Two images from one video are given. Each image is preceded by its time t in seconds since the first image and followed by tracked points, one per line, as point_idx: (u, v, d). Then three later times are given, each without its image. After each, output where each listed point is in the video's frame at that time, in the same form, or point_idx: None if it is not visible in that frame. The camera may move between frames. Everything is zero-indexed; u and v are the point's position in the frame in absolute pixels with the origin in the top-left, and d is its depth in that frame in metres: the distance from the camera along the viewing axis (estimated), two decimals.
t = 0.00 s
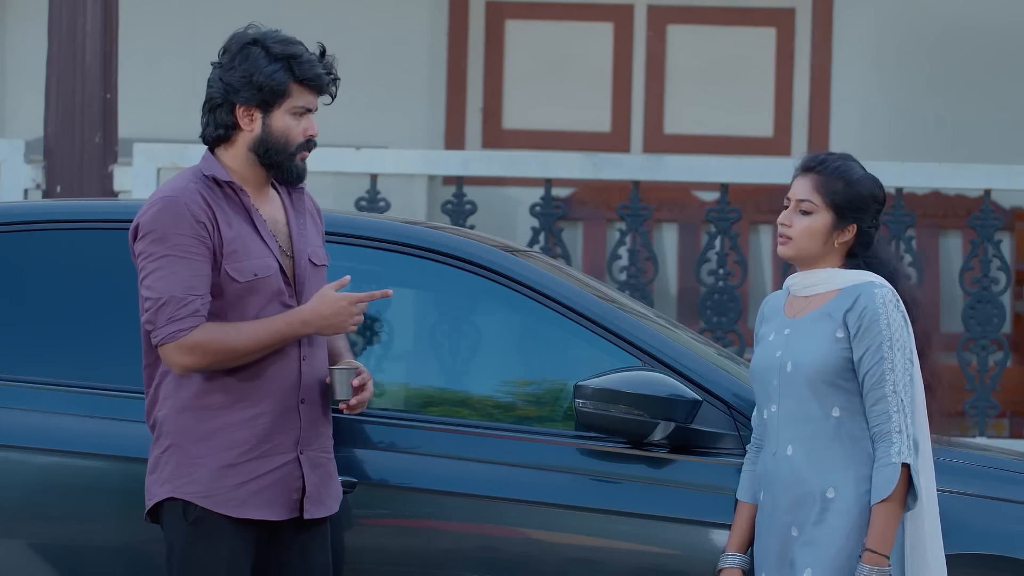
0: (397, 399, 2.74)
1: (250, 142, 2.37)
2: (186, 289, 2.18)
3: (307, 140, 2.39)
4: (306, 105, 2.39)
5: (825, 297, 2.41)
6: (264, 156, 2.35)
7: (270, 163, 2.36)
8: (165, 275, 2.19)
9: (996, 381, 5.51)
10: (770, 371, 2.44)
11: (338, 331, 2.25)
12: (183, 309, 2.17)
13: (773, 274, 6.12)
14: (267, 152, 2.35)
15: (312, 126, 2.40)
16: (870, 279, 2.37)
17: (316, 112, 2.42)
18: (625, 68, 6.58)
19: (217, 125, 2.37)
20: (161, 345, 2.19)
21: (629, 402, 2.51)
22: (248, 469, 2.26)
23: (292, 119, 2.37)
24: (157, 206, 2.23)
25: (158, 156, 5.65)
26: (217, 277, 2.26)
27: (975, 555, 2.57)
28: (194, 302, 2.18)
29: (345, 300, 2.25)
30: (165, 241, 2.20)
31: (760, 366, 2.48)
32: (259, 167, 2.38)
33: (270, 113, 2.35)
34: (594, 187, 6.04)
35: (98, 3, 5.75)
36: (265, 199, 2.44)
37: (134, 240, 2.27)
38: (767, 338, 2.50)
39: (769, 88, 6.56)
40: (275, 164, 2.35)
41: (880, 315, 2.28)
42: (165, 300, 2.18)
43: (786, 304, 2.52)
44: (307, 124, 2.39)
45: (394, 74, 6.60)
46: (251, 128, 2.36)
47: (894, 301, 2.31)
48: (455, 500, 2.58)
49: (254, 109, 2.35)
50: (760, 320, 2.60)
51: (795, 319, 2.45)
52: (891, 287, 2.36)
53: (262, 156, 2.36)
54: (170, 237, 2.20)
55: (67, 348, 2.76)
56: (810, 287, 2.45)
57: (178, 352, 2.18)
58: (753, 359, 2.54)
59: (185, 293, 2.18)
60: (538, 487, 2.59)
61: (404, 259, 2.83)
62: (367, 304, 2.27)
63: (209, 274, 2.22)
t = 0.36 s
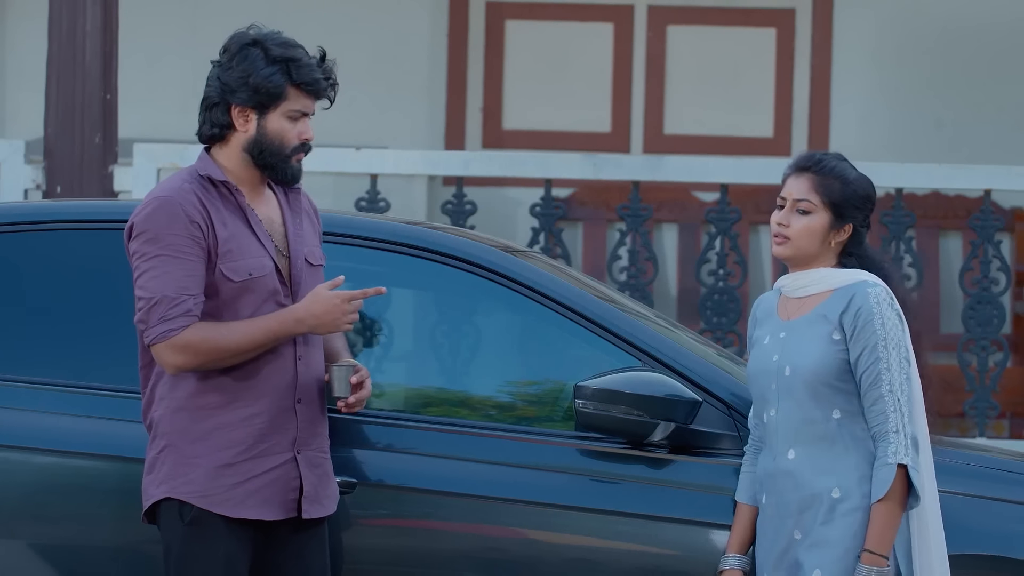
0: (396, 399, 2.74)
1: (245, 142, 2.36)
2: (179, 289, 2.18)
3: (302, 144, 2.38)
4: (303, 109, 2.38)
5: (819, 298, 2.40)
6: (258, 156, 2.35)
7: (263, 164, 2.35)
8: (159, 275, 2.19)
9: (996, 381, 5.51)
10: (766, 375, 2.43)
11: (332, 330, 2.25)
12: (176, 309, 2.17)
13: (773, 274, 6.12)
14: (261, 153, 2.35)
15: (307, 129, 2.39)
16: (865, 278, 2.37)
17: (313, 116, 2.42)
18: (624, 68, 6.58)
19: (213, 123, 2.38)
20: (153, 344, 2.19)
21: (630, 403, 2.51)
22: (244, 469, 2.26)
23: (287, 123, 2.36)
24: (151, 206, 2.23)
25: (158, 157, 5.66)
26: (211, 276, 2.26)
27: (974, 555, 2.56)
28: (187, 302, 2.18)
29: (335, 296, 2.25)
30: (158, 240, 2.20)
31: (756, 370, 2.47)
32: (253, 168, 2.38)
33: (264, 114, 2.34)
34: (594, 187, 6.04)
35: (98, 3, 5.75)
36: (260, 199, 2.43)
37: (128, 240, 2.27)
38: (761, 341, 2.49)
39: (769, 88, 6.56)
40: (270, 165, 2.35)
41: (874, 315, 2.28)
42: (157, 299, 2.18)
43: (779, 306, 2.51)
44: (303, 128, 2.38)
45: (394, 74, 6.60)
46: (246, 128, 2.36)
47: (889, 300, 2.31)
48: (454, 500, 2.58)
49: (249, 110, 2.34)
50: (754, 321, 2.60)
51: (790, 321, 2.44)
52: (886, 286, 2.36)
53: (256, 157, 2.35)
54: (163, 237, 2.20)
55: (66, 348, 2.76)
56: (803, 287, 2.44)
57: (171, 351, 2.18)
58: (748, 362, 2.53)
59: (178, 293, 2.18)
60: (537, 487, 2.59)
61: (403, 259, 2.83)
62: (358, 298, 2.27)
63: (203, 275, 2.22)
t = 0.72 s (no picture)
0: (396, 405, 2.74)
1: (227, 155, 2.36)
2: (145, 294, 2.19)
3: (285, 158, 2.36)
4: (286, 125, 2.35)
5: (824, 305, 2.39)
6: (239, 169, 2.34)
7: (245, 177, 2.35)
8: (129, 279, 2.19)
9: (996, 387, 5.51)
10: (768, 382, 2.42)
11: (300, 352, 2.23)
12: (138, 314, 2.18)
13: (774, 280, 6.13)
14: (240, 166, 2.34)
15: (292, 145, 2.37)
16: (868, 286, 2.36)
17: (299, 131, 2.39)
18: (625, 73, 6.59)
19: (199, 132, 2.39)
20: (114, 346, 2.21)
21: (630, 409, 2.50)
22: (235, 475, 2.26)
23: (270, 138, 2.35)
24: (133, 210, 2.25)
25: (158, 162, 5.67)
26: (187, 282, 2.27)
27: (973, 561, 2.56)
28: (151, 309, 2.19)
29: (301, 318, 2.23)
30: (133, 244, 2.21)
31: (758, 376, 2.46)
32: (236, 179, 2.37)
33: (246, 128, 2.33)
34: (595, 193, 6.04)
35: (99, 8, 5.76)
36: (248, 205, 2.43)
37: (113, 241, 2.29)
38: (764, 346, 2.48)
39: (769, 93, 6.56)
40: (252, 178, 2.34)
41: (878, 327, 2.27)
42: (123, 302, 2.19)
43: (783, 311, 2.50)
44: (287, 143, 2.36)
45: (394, 79, 6.61)
46: (229, 140, 2.35)
47: (893, 312, 2.30)
48: (454, 505, 2.58)
49: (231, 125, 2.34)
50: (755, 327, 2.58)
51: (795, 327, 2.43)
52: (891, 296, 2.35)
53: (238, 169, 2.35)
54: (139, 241, 2.21)
55: (66, 353, 2.76)
56: (808, 294, 2.43)
57: (134, 356, 2.19)
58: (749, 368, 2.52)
59: (143, 298, 2.18)
60: (538, 493, 2.59)
61: (404, 265, 2.83)
62: (329, 321, 2.24)
63: (176, 281, 2.22)
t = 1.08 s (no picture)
0: (396, 405, 2.74)
1: (203, 155, 2.36)
2: (113, 299, 2.20)
3: (261, 165, 2.33)
4: (259, 132, 2.32)
5: (847, 308, 2.38)
6: (213, 171, 2.33)
7: (218, 178, 2.34)
8: (99, 284, 2.21)
9: (996, 387, 5.50)
10: (787, 380, 2.38)
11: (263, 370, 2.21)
12: (105, 318, 2.19)
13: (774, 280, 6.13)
14: (214, 167, 2.33)
15: (265, 152, 2.34)
16: (895, 292, 2.36)
17: (276, 139, 2.35)
18: (625, 73, 6.58)
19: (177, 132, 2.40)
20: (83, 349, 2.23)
21: (630, 409, 2.50)
22: (217, 477, 2.26)
23: (241, 143, 2.32)
24: (106, 215, 2.26)
25: (158, 162, 5.67)
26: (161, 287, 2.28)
27: (973, 560, 2.56)
28: (117, 314, 2.19)
29: (266, 335, 2.21)
30: (105, 249, 2.22)
31: (772, 373, 2.42)
32: (213, 181, 2.37)
33: (217, 130, 2.32)
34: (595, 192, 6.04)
35: (99, 8, 5.76)
36: (226, 207, 2.42)
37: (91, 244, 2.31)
38: (776, 342, 2.45)
39: (769, 92, 6.56)
40: (224, 181, 2.33)
41: (914, 334, 2.28)
42: (92, 307, 2.21)
43: (795, 307, 2.47)
44: (260, 150, 2.33)
45: (394, 79, 6.61)
46: (204, 140, 2.35)
47: (924, 321, 2.32)
48: (454, 505, 2.58)
49: (205, 126, 2.33)
50: (757, 319, 2.54)
51: (814, 326, 2.40)
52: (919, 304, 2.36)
53: (211, 170, 2.34)
54: (111, 246, 2.22)
55: (64, 353, 2.76)
56: (830, 294, 2.41)
57: (99, 360, 2.20)
58: (758, 364, 2.49)
59: (111, 303, 2.19)
60: (539, 493, 2.59)
61: (404, 264, 2.83)
62: (292, 341, 2.22)
63: (146, 286, 2.23)
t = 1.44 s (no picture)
0: (396, 405, 2.74)
1: (204, 146, 2.37)
2: (99, 296, 2.21)
3: (262, 154, 2.35)
4: (262, 118, 2.34)
5: (870, 315, 2.41)
6: (213, 161, 2.34)
7: (218, 169, 2.34)
8: (87, 280, 2.23)
9: (996, 387, 5.51)
10: (807, 383, 2.39)
11: (244, 385, 2.21)
12: (89, 315, 2.21)
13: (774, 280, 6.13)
14: (216, 158, 2.34)
15: (266, 140, 2.35)
16: (916, 302, 2.40)
17: (277, 128, 2.38)
18: (625, 73, 6.58)
19: (179, 126, 2.41)
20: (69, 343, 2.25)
21: (630, 409, 2.51)
22: (210, 477, 2.26)
23: (244, 131, 2.34)
24: (102, 212, 2.28)
25: (158, 162, 5.68)
26: (151, 285, 2.28)
27: (972, 560, 2.56)
28: (102, 312, 2.21)
29: (249, 352, 2.20)
30: (95, 246, 2.24)
31: (788, 374, 2.42)
32: (213, 174, 2.37)
33: (219, 118, 2.33)
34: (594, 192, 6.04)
35: (99, 8, 5.75)
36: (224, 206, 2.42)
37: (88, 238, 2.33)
38: (792, 342, 2.45)
39: (769, 92, 6.56)
40: (224, 172, 2.34)
41: (938, 345, 2.33)
42: (78, 302, 2.23)
43: (809, 308, 2.48)
44: (262, 138, 2.35)
45: (394, 79, 6.61)
46: (205, 132, 2.36)
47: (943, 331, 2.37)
48: (452, 505, 2.58)
49: (207, 113, 2.34)
50: (767, 316, 2.54)
51: (834, 330, 2.42)
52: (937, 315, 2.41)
53: (212, 161, 2.35)
54: (101, 243, 2.24)
55: (62, 353, 2.76)
56: (847, 296, 2.44)
57: (82, 356, 2.22)
58: (770, 363, 2.49)
59: (96, 300, 2.21)
60: (539, 494, 2.59)
61: (404, 264, 2.83)
62: (274, 360, 2.21)
63: (133, 284, 2.23)
